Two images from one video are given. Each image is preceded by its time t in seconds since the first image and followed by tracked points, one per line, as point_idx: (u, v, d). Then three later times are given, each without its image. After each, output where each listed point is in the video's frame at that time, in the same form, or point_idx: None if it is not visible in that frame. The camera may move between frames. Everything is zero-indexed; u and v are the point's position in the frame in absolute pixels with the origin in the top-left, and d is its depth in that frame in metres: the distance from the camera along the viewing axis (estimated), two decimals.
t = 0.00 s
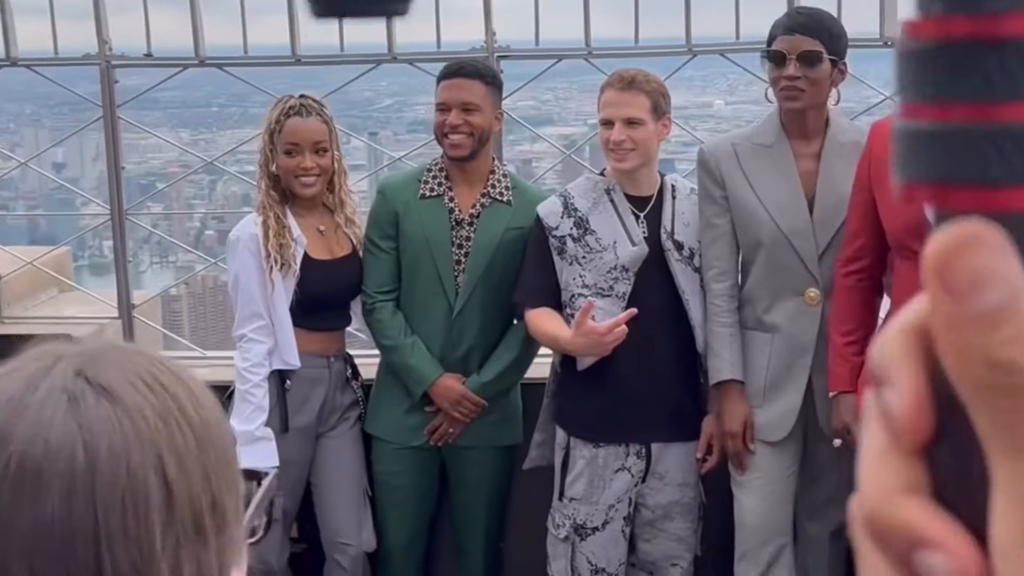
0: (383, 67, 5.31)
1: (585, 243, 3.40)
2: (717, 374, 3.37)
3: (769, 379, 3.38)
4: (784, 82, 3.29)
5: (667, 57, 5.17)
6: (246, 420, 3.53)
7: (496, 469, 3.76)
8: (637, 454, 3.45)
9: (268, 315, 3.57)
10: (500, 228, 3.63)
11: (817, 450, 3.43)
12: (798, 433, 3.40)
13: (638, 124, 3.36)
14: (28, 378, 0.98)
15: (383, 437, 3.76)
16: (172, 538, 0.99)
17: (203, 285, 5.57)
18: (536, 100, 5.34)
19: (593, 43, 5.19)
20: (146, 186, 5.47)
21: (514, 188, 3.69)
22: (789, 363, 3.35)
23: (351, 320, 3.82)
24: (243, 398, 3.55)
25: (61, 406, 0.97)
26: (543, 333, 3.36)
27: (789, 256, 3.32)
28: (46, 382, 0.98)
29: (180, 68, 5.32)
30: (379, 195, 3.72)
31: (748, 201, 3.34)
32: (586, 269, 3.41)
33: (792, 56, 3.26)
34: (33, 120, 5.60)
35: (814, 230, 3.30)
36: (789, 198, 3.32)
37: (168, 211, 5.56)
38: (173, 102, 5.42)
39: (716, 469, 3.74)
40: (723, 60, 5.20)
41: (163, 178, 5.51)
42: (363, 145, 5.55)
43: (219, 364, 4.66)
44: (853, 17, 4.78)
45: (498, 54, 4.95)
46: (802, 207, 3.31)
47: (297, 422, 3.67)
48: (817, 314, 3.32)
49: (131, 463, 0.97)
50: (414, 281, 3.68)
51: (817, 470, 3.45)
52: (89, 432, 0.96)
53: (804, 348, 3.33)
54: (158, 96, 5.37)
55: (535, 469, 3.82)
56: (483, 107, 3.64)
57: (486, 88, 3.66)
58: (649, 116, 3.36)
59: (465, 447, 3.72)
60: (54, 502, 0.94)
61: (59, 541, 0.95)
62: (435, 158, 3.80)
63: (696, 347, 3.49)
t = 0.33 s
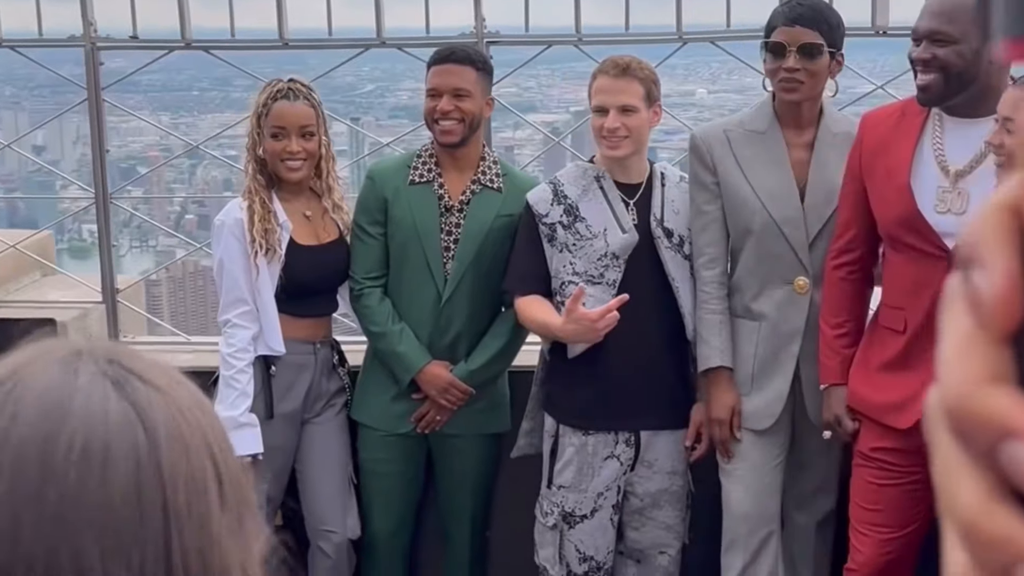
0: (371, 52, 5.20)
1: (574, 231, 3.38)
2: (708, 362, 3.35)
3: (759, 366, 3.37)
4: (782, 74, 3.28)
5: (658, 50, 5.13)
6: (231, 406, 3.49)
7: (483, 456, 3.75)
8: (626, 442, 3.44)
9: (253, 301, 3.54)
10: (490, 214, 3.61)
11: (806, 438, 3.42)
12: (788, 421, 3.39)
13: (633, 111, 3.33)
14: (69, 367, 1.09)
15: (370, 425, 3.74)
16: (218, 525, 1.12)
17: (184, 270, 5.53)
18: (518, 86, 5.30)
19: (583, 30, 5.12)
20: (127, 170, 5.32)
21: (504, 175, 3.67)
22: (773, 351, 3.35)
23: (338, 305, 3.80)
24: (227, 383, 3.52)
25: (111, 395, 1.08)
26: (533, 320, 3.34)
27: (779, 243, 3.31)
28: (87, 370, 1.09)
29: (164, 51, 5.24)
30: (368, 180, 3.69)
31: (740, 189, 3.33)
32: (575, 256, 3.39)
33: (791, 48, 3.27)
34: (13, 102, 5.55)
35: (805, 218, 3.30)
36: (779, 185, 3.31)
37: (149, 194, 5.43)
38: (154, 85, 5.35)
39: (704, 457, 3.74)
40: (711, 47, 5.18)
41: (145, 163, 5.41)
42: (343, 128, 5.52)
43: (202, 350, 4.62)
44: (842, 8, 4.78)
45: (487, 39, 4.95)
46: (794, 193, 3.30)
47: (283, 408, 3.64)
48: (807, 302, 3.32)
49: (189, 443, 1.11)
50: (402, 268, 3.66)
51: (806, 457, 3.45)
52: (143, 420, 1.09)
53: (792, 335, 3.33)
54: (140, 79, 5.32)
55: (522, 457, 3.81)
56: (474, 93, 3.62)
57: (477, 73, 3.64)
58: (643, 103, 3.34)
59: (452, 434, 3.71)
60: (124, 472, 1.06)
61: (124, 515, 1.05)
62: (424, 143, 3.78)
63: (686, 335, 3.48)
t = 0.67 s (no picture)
0: (345, 40, 5.19)
1: (548, 221, 3.37)
2: (684, 352, 3.35)
3: (734, 357, 3.37)
4: (759, 66, 3.27)
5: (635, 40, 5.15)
6: (204, 396, 3.47)
7: (458, 447, 3.74)
8: (599, 431, 3.43)
9: (227, 290, 3.51)
10: (467, 204, 3.60)
11: (782, 429, 3.43)
12: (764, 412, 3.39)
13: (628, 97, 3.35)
14: (76, 356, 1.09)
15: (344, 416, 3.72)
16: (229, 504, 1.16)
17: (158, 259, 5.46)
18: (495, 76, 5.26)
19: (560, 20, 5.14)
20: (99, 157, 5.28)
21: (481, 165, 3.66)
22: (749, 342, 3.35)
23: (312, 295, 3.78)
24: (200, 372, 3.49)
25: (127, 381, 1.09)
26: (508, 312, 3.32)
27: (754, 233, 3.31)
28: (89, 358, 1.09)
29: (137, 37, 5.21)
30: (344, 169, 3.67)
31: (715, 180, 3.33)
32: (549, 247, 3.38)
33: (768, 41, 3.25)
34: None
35: (781, 209, 3.30)
36: (755, 175, 3.31)
37: (123, 182, 5.36)
38: (128, 73, 5.29)
39: (677, 447, 3.73)
40: (688, 37, 5.18)
41: (118, 150, 5.34)
42: (320, 117, 5.45)
43: (176, 339, 4.58)
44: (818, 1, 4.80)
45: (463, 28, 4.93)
46: (770, 184, 3.30)
47: (256, 398, 3.62)
48: (782, 293, 3.32)
49: (195, 426, 1.13)
50: (377, 257, 3.64)
51: (781, 448, 3.46)
52: (159, 401, 1.11)
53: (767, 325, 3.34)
54: (114, 67, 5.25)
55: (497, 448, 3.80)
56: (451, 82, 3.60)
57: (454, 63, 3.62)
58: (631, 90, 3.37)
59: (427, 424, 3.70)
60: (151, 455, 1.07)
61: (164, 493, 1.07)
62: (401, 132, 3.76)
63: (661, 325, 3.48)
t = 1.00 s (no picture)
0: (315, 35, 5.17)
1: (518, 218, 3.36)
2: (653, 348, 3.35)
3: (703, 354, 3.37)
4: (731, 63, 3.27)
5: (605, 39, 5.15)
6: (171, 393, 3.45)
7: (428, 444, 3.73)
8: (568, 428, 3.43)
9: (195, 287, 3.48)
10: (439, 201, 3.58)
11: (750, 425, 3.43)
12: (733, 408, 3.39)
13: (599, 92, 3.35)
14: (61, 362, 0.94)
15: (315, 413, 3.70)
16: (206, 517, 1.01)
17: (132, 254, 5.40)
18: (469, 72, 5.26)
19: (530, 16, 5.07)
20: (71, 151, 5.25)
21: (452, 161, 3.64)
22: (717, 338, 3.35)
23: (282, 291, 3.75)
24: (167, 369, 3.47)
25: (114, 389, 0.94)
26: (479, 310, 3.32)
27: (722, 230, 3.31)
28: (72, 362, 0.94)
29: (104, 31, 5.17)
30: (315, 164, 3.65)
31: (684, 176, 3.32)
32: (518, 245, 3.37)
33: (741, 36, 3.25)
34: None
35: (749, 206, 3.30)
36: (724, 172, 3.31)
37: (96, 176, 5.31)
38: (101, 67, 5.27)
39: (647, 443, 3.73)
40: (659, 34, 5.18)
41: (90, 144, 5.31)
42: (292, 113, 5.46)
43: (143, 336, 4.53)
44: None
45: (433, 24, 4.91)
46: (738, 181, 3.30)
47: (224, 395, 3.59)
48: (751, 290, 3.32)
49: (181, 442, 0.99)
50: (347, 254, 3.62)
51: (749, 445, 3.46)
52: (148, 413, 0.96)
53: (736, 322, 3.34)
54: (86, 60, 5.22)
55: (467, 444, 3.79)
56: (423, 79, 3.58)
57: (426, 59, 3.60)
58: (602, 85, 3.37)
59: (397, 421, 3.68)
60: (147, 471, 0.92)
61: (160, 514, 0.92)
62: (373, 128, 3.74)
63: (631, 322, 3.47)
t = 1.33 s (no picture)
0: (285, 37, 5.14)
1: (488, 221, 3.35)
2: (622, 351, 3.35)
3: (672, 357, 3.37)
4: (697, 65, 3.27)
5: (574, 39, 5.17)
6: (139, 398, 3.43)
7: (398, 447, 3.71)
8: (538, 431, 3.42)
9: (161, 291, 3.46)
10: (408, 204, 3.57)
11: (719, 427, 3.43)
12: (702, 411, 3.40)
13: (561, 97, 3.35)
14: None
15: (284, 416, 3.68)
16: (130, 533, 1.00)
17: (104, 256, 5.37)
18: (444, 72, 5.23)
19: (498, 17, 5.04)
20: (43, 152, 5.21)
21: (421, 164, 3.63)
22: (686, 341, 3.35)
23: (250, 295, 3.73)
24: (134, 374, 3.44)
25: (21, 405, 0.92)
26: (450, 313, 3.31)
27: (691, 233, 3.31)
28: None
29: (70, 34, 5.13)
30: (283, 167, 3.63)
31: (653, 179, 3.32)
32: (488, 247, 3.36)
33: (705, 39, 3.25)
34: None
35: (717, 209, 3.30)
36: (691, 175, 3.31)
37: (68, 179, 5.33)
38: (74, 68, 5.25)
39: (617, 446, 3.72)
40: (627, 35, 5.20)
41: (62, 144, 5.28)
42: (269, 115, 5.49)
43: (111, 340, 4.50)
44: None
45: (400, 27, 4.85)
46: (706, 185, 3.30)
47: (192, 400, 3.57)
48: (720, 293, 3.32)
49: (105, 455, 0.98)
50: (316, 257, 3.60)
51: (718, 447, 3.47)
52: (42, 413, 0.93)
53: (704, 324, 3.34)
54: (56, 62, 5.17)
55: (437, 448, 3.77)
56: (391, 82, 3.57)
57: (394, 62, 3.59)
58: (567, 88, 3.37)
59: (367, 426, 3.66)
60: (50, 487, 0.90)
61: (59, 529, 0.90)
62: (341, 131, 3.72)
63: (600, 325, 3.47)
